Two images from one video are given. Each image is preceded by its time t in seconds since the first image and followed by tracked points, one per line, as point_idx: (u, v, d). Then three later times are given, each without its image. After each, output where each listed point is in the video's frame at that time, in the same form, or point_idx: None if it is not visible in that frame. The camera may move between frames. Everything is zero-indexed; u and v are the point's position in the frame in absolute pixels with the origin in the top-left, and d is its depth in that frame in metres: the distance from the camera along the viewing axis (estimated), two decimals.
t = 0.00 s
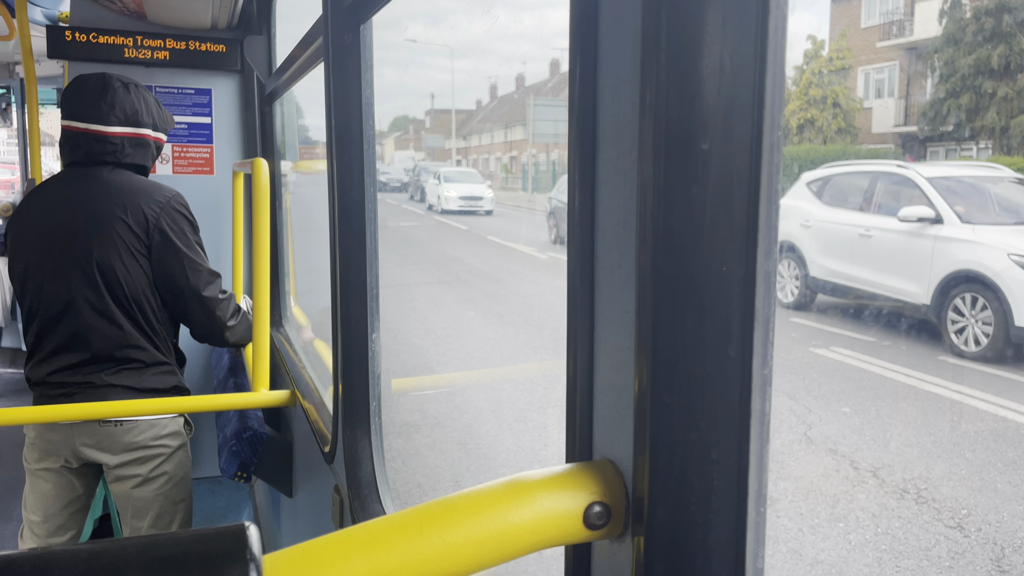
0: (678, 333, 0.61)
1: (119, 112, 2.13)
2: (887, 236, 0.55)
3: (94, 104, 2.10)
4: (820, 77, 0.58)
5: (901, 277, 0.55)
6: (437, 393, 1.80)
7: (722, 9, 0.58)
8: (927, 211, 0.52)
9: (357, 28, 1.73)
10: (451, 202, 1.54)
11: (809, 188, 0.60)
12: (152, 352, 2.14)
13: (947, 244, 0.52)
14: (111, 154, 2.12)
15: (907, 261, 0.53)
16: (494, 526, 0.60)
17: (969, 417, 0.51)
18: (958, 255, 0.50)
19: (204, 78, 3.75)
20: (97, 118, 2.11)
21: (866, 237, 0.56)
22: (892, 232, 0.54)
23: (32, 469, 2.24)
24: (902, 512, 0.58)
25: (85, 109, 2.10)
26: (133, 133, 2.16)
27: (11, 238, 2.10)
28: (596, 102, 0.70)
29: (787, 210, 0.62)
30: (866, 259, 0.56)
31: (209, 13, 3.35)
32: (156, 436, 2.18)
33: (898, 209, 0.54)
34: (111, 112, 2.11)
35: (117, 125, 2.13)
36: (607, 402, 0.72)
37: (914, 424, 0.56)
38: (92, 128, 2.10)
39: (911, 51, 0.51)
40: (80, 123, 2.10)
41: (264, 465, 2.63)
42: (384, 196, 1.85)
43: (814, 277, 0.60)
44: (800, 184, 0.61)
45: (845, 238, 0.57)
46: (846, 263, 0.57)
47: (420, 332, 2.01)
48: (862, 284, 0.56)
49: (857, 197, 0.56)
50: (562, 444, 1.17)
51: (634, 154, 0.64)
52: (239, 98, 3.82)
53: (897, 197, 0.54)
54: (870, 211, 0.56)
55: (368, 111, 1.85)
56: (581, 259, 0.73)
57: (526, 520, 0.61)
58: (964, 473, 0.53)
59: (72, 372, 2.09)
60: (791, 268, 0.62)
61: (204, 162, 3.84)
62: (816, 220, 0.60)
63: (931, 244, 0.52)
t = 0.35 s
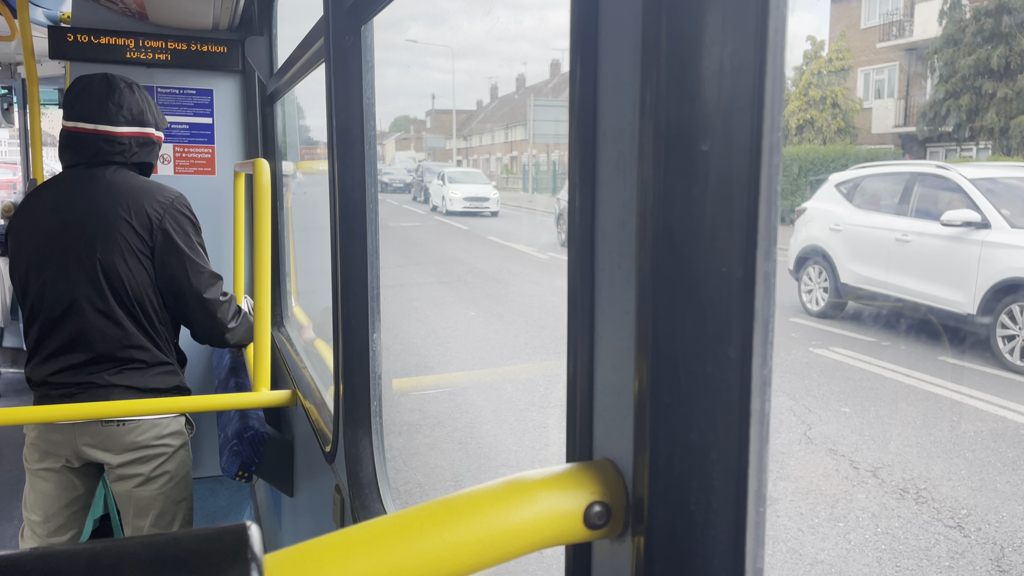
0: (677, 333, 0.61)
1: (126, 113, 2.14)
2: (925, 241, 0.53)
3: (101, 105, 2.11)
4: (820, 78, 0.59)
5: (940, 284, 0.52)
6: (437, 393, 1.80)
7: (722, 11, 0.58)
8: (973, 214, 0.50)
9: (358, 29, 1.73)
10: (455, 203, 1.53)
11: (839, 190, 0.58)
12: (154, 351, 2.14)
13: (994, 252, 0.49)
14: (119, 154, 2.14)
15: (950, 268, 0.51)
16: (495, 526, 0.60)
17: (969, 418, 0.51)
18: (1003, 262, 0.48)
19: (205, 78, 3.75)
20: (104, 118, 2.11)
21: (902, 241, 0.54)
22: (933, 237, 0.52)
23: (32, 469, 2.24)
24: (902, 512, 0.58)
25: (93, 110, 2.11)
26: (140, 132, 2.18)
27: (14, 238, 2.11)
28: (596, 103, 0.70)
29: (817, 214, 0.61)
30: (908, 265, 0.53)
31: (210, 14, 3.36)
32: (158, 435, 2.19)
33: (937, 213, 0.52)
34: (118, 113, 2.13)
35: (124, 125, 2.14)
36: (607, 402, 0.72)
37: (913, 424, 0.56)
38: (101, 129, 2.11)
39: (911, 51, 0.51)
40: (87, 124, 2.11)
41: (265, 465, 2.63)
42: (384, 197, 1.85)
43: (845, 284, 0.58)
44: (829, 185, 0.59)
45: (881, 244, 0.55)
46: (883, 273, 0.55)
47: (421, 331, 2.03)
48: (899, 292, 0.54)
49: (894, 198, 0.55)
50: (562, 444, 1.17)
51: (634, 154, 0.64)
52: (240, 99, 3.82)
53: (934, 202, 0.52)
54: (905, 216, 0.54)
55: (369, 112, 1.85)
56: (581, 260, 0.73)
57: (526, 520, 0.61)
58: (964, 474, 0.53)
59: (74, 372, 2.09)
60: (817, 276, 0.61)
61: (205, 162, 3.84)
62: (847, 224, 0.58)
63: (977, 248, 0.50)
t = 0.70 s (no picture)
0: (678, 333, 0.61)
1: (127, 113, 2.14)
2: (967, 246, 0.50)
3: (101, 105, 2.11)
4: (822, 77, 0.58)
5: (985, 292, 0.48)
6: (437, 393, 1.80)
7: (724, 10, 0.58)
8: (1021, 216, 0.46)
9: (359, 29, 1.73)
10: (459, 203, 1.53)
11: (871, 191, 0.56)
12: (154, 351, 2.14)
13: None
14: (120, 153, 2.14)
15: (996, 274, 0.47)
16: (495, 526, 0.60)
17: (971, 418, 0.51)
18: None
19: (205, 78, 3.75)
20: (105, 118, 2.11)
21: (945, 246, 0.51)
22: (976, 242, 0.49)
23: (31, 469, 2.24)
24: (904, 513, 0.58)
25: (93, 110, 2.11)
26: (140, 132, 2.18)
27: (13, 238, 2.11)
28: (597, 103, 0.70)
29: (848, 217, 0.57)
30: (945, 272, 0.51)
31: (210, 13, 3.36)
32: (158, 436, 2.19)
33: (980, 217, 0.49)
34: (119, 112, 2.13)
35: (125, 125, 2.14)
36: (608, 402, 0.72)
37: (915, 424, 0.56)
38: (101, 129, 2.11)
39: (912, 51, 0.51)
40: (88, 124, 2.11)
41: (265, 465, 2.63)
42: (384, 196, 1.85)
43: (880, 290, 0.55)
44: (859, 186, 0.56)
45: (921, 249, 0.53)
46: (922, 280, 0.53)
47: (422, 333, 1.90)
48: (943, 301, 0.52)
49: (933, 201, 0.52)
50: (562, 444, 1.17)
51: (634, 154, 0.64)
52: (240, 98, 3.82)
53: (977, 204, 0.49)
54: (946, 219, 0.51)
55: (369, 112, 1.85)
56: (582, 260, 0.73)
57: (527, 520, 0.61)
58: (966, 474, 0.53)
59: (74, 372, 2.09)
60: (849, 281, 0.57)
61: (205, 162, 3.84)
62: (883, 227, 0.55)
63: None
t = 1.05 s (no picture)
0: (678, 335, 0.61)
1: (128, 112, 2.15)
2: (1012, 252, 0.47)
3: (102, 105, 2.11)
4: (822, 78, 0.58)
5: None
6: (438, 393, 1.81)
7: (723, 11, 0.58)
8: None
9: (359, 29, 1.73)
10: (464, 204, 1.53)
11: (904, 194, 0.53)
12: (154, 352, 2.14)
13: None
14: (121, 153, 2.14)
15: None
16: (495, 527, 0.60)
17: (971, 418, 0.51)
18: None
19: (205, 78, 3.75)
20: (106, 118, 2.12)
21: (986, 250, 0.48)
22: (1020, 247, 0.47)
23: (31, 470, 2.24)
24: (904, 513, 0.58)
25: (94, 110, 2.11)
26: (141, 131, 2.18)
27: (13, 238, 2.11)
28: (597, 104, 0.70)
29: (877, 220, 0.54)
30: (987, 279, 0.48)
31: (210, 13, 3.36)
32: (158, 436, 2.18)
33: None
34: (119, 112, 2.13)
35: (125, 124, 2.15)
36: (608, 403, 0.72)
37: (915, 424, 0.56)
38: (102, 129, 2.11)
39: (912, 51, 0.51)
40: (88, 123, 2.11)
41: (265, 465, 2.64)
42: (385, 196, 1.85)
43: (913, 296, 0.52)
44: (890, 188, 0.53)
45: (958, 254, 0.50)
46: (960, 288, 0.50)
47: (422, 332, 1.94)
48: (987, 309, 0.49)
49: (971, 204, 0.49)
50: (562, 444, 1.17)
51: (634, 155, 0.64)
52: (240, 98, 3.82)
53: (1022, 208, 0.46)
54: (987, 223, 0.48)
55: (369, 112, 1.85)
56: (581, 261, 0.73)
57: (527, 521, 0.61)
58: (965, 475, 0.53)
59: (74, 372, 2.09)
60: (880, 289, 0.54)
61: (205, 162, 3.84)
62: (916, 232, 0.52)
63: None
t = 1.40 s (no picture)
0: (678, 333, 0.61)
1: (126, 112, 2.15)
2: None
3: (101, 104, 2.12)
4: (822, 77, 0.59)
5: None
6: (438, 394, 1.82)
7: (723, 10, 0.58)
8: None
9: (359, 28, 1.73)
10: (467, 204, 1.52)
11: (932, 195, 0.51)
12: (153, 351, 2.14)
13: None
14: (120, 151, 2.13)
15: None
16: (494, 525, 0.60)
17: (970, 418, 0.51)
18: None
19: (205, 77, 3.75)
20: (104, 117, 2.12)
21: None
22: None
23: (30, 470, 2.24)
24: (904, 513, 0.58)
25: (93, 108, 2.11)
26: (139, 130, 2.18)
27: (12, 237, 2.10)
28: (596, 102, 0.70)
29: (905, 222, 0.53)
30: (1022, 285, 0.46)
31: (209, 13, 3.36)
32: (157, 436, 2.18)
33: None
34: (118, 111, 2.13)
35: (124, 123, 2.15)
36: (608, 401, 0.72)
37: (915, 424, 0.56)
38: (100, 127, 2.11)
39: (912, 51, 0.51)
40: (87, 122, 2.11)
41: (264, 464, 2.64)
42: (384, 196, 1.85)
43: (943, 304, 0.51)
44: (918, 189, 0.51)
45: (994, 259, 0.47)
46: (997, 295, 0.47)
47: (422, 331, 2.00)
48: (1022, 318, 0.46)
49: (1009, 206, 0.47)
50: (562, 444, 1.17)
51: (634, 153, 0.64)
52: (240, 98, 3.82)
53: None
54: None
55: (368, 111, 1.85)
56: (581, 259, 0.73)
57: (526, 519, 0.61)
58: (965, 475, 0.53)
59: (73, 372, 2.09)
60: (908, 293, 0.52)
61: (205, 162, 3.84)
62: (945, 234, 0.51)
63: None
